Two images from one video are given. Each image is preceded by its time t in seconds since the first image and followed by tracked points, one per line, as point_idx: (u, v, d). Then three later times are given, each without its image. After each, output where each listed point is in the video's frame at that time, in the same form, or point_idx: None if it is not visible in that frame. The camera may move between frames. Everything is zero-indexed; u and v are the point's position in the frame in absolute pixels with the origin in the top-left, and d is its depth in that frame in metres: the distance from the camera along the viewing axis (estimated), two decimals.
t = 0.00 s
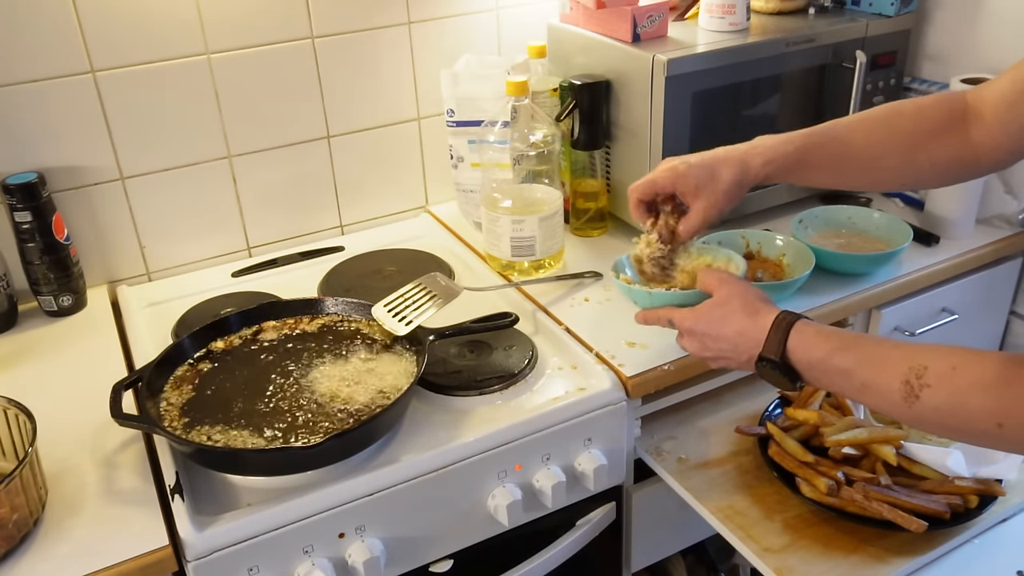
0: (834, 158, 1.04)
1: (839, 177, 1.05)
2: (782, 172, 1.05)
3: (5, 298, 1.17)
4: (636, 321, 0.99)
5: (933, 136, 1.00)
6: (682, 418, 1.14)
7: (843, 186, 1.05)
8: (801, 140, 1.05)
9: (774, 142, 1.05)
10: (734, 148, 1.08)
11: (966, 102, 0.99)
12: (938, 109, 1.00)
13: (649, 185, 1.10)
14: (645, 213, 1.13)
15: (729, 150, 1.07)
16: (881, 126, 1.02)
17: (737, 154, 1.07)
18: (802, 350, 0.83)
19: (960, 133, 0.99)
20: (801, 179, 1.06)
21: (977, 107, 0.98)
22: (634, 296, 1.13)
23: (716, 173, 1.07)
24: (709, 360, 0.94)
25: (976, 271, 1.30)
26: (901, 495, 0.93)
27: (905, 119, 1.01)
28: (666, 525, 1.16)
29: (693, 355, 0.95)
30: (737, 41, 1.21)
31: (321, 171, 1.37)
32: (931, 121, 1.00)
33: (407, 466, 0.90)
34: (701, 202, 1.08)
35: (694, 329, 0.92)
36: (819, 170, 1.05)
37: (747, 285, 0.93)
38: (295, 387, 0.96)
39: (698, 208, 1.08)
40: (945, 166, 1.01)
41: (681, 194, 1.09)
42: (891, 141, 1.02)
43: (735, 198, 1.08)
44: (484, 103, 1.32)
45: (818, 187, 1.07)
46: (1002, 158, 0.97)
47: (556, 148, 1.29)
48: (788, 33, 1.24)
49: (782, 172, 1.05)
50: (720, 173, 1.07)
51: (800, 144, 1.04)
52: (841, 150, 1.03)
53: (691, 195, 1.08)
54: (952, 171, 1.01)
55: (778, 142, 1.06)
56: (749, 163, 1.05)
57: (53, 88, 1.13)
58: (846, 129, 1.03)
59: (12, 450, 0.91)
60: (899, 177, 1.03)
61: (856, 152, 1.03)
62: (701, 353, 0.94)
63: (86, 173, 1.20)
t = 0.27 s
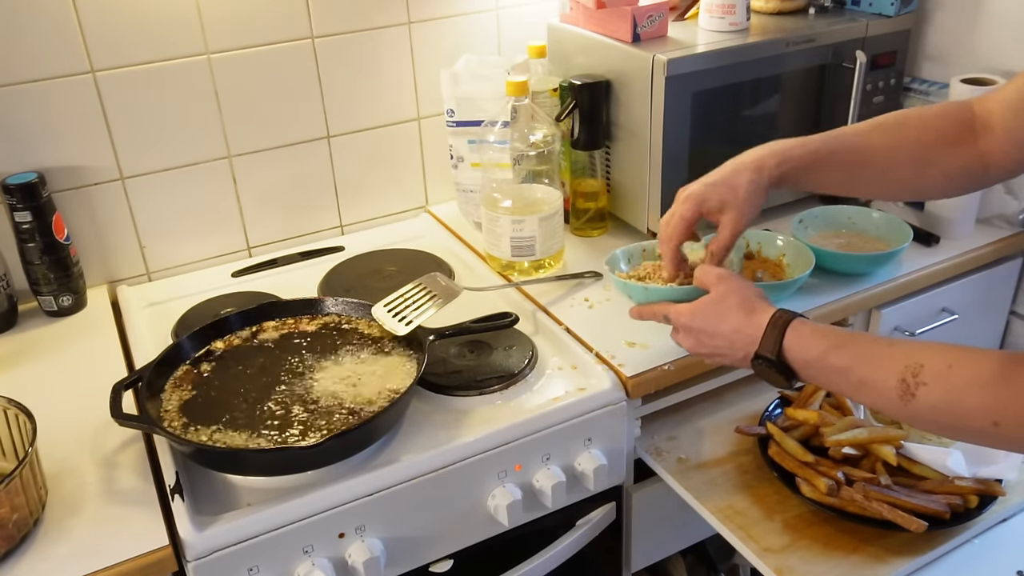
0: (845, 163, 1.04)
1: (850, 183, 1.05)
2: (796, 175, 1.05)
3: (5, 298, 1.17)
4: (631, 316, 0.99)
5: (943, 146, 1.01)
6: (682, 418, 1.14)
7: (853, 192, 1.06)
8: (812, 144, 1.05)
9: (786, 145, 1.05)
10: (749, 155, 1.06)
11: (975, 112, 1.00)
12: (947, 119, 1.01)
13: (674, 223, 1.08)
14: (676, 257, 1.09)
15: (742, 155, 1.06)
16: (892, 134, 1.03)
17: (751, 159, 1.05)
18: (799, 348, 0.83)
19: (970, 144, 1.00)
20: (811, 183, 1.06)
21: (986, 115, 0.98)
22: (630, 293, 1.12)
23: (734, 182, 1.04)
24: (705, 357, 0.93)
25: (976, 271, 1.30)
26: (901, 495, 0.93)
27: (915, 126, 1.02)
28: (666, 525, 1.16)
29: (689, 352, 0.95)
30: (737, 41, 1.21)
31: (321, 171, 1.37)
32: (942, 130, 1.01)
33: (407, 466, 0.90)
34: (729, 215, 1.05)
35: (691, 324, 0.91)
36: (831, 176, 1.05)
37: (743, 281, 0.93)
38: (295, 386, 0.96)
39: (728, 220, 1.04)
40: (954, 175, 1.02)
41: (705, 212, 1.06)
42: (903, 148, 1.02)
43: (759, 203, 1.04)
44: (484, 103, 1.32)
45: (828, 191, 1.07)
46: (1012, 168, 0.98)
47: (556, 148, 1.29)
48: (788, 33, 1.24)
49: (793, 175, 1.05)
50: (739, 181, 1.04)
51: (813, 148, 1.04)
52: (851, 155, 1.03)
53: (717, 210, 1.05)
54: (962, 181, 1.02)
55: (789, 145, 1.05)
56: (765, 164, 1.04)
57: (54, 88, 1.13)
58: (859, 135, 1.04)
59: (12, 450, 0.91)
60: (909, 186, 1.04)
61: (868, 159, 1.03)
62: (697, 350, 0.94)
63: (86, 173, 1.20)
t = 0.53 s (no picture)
0: (821, 159, 1.05)
1: (828, 179, 1.06)
2: (773, 174, 1.07)
3: (5, 298, 1.17)
4: (640, 314, 0.98)
5: (920, 137, 1.01)
6: (682, 418, 1.14)
7: (833, 187, 1.07)
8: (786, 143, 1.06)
9: (760, 146, 1.07)
10: (725, 157, 1.08)
11: (954, 103, 1.00)
12: (925, 111, 1.01)
13: (650, 228, 1.08)
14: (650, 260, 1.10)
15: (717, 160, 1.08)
16: (870, 128, 1.03)
17: (727, 163, 1.07)
18: (804, 354, 0.83)
19: (949, 134, 1.00)
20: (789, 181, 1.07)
21: (965, 107, 0.98)
22: (640, 290, 1.11)
23: (711, 191, 1.07)
24: (711, 360, 0.93)
25: (976, 271, 1.30)
26: (901, 495, 0.93)
27: (890, 119, 1.02)
28: (666, 525, 1.16)
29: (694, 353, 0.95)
30: (737, 41, 1.21)
31: (320, 171, 1.37)
32: (918, 122, 1.01)
33: (407, 466, 0.90)
34: (702, 224, 1.07)
35: (699, 328, 0.91)
36: (809, 174, 1.06)
37: (750, 285, 0.93)
38: (297, 387, 0.96)
39: (701, 230, 1.07)
40: (935, 166, 1.02)
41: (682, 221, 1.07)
42: (879, 140, 1.03)
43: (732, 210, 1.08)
44: (484, 103, 1.32)
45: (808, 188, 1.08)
46: (991, 158, 0.98)
47: (556, 149, 1.29)
48: (788, 33, 1.24)
49: (770, 174, 1.07)
50: (717, 187, 1.07)
51: (786, 146, 1.05)
52: (827, 151, 1.05)
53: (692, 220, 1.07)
54: (940, 172, 1.02)
55: (764, 144, 1.07)
56: (740, 167, 1.06)
57: (54, 88, 1.13)
58: (836, 131, 1.04)
59: (12, 450, 0.91)
60: (889, 178, 1.04)
61: (845, 154, 1.04)
62: (704, 353, 0.93)
63: (86, 173, 1.20)
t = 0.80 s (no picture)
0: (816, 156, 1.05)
1: (822, 175, 1.06)
2: (767, 171, 1.07)
3: (5, 298, 1.17)
4: (636, 320, 0.98)
5: (914, 133, 1.01)
6: (682, 418, 1.14)
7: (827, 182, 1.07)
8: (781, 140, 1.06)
9: (754, 144, 1.07)
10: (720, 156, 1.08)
11: (946, 99, 1.00)
12: (918, 107, 1.01)
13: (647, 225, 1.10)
14: (657, 257, 1.12)
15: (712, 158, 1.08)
16: (862, 124, 1.03)
17: (719, 163, 1.07)
18: (801, 355, 0.83)
19: (942, 130, 1.00)
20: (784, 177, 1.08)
21: (958, 103, 0.99)
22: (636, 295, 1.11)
23: (706, 189, 1.07)
24: (708, 362, 0.93)
25: (976, 271, 1.30)
26: (901, 495, 0.93)
27: (884, 115, 1.03)
28: (666, 525, 1.16)
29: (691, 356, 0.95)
30: (737, 41, 1.21)
31: (320, 171, 1.37)
32: (912, 117, 1.01)
33: (407, 466, 0.90)
34: (703, 220, 1.07)
35: (694, 331, 0.91)
36: (802, 171, 1.06)
37: (745, 286, 0.93)
38: (295, 387, 0.95)
39: (703, 226, 1.07)
40: (928, 161, 1.02)
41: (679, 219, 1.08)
42: (872, 136, 1.03)
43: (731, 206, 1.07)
44: (484, 103, 1.32)
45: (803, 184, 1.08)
46: (983, 152, 0.99)
47: (556, 149, 1.29)
48: (788, 33, 1.24)
49: (764, 171, 1.07)
50: (709, 188, 1.07)
51: (781, 143, 1.06)
52: (821, 148, 1.05)
53: (692, 216, 1.08)
54: (932, 167, 1.02)
55: (758, 142, 1.07)
56: (732, 165, 1.06)
57: (54, 88, 1.13)
58: (828, 128, 1.05)
59: (12, 450, 0.91)
60: (883, 174, 1.04)
61: (838, 150, 1.04)
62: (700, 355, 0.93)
63: (86, 173, 1.20)
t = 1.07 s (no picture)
0: (837, 155, 1.04)
1: (842, 176, 1.05)
2: (786, 168, 1.06)
3: (5, 298, 1.17)
4: (635, 320, 0.99)
5: (935, 139, 1.01)
6: (682, 418, 1.14)
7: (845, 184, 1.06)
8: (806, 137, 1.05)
9: (777, 136, 1.05)
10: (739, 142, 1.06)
11: (968, 107, 0.99)
12: (940, 113, 1.01)
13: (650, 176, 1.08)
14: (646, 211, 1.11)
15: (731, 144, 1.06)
16: (885, 127, 1.03)
17: (739, 146, 1.06)
18: (799, 351, 0.83)
19: (962, 137, 0.99)
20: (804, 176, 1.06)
21: (978, 110, 0.98)
22: (633, 296, 1.12)
23: (719, 167, 1.05)
24: (708, 361, 0.93)
25: (976, 271, 1.30)
26: (900, 495, 0.93)
27: (908, 119, 1.02)
28: (666, 525, 1.16)
29: (691, 355, 0.95)
30: (737, 41, 1.21)
31: (321, 171, 1.37)
32: (934, 123, 1.00)
33: (407, 466, 0.90)
34: (703, 194, 1.05)
35: (694, 330, 0.91)
36: (822, 169, 1.05)
37: (744, 284, 0.93)
38: (295, 387, 0.95)
39: (700, 199, 1.05)
40: (948, 169, 1.01)
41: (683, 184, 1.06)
42: (894, 140, 1.02)
43: (734, 192, 1.07)
44: (485, 103, 1.32)
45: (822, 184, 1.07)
46: (1002, 164, 0.98)
47: (556, 148, 1.29)
48: (788, 33, 1.24)
49: (785, 167, 1.05)
50: (725, 165, 1.05)
51: (806, 141, 1.04)
52: (842, 147, 1.04)
53: (694, 185, 1.06)
54: (952, 175, 1.01)
55: (781, 136, 1.05)
56: (754, 154, 1.04)
57: (53, 88, 1.13)
58: (850, 129, 1.04)
59: (12, 450, 0.91)
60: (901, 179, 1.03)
61: (859, 153, 1.03)
62: (700, 354, 0.94)
63: (86, 174, 1.20)
